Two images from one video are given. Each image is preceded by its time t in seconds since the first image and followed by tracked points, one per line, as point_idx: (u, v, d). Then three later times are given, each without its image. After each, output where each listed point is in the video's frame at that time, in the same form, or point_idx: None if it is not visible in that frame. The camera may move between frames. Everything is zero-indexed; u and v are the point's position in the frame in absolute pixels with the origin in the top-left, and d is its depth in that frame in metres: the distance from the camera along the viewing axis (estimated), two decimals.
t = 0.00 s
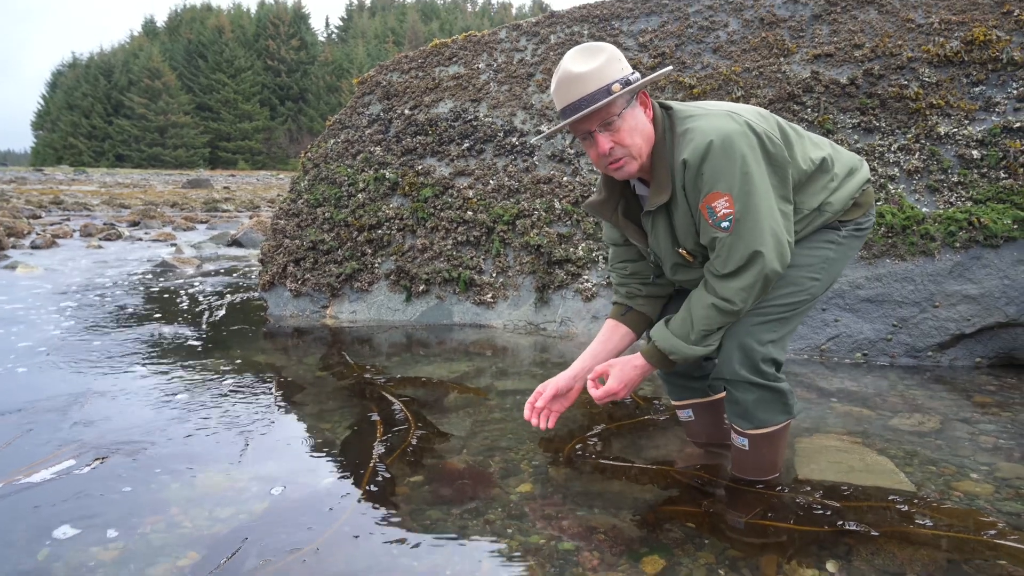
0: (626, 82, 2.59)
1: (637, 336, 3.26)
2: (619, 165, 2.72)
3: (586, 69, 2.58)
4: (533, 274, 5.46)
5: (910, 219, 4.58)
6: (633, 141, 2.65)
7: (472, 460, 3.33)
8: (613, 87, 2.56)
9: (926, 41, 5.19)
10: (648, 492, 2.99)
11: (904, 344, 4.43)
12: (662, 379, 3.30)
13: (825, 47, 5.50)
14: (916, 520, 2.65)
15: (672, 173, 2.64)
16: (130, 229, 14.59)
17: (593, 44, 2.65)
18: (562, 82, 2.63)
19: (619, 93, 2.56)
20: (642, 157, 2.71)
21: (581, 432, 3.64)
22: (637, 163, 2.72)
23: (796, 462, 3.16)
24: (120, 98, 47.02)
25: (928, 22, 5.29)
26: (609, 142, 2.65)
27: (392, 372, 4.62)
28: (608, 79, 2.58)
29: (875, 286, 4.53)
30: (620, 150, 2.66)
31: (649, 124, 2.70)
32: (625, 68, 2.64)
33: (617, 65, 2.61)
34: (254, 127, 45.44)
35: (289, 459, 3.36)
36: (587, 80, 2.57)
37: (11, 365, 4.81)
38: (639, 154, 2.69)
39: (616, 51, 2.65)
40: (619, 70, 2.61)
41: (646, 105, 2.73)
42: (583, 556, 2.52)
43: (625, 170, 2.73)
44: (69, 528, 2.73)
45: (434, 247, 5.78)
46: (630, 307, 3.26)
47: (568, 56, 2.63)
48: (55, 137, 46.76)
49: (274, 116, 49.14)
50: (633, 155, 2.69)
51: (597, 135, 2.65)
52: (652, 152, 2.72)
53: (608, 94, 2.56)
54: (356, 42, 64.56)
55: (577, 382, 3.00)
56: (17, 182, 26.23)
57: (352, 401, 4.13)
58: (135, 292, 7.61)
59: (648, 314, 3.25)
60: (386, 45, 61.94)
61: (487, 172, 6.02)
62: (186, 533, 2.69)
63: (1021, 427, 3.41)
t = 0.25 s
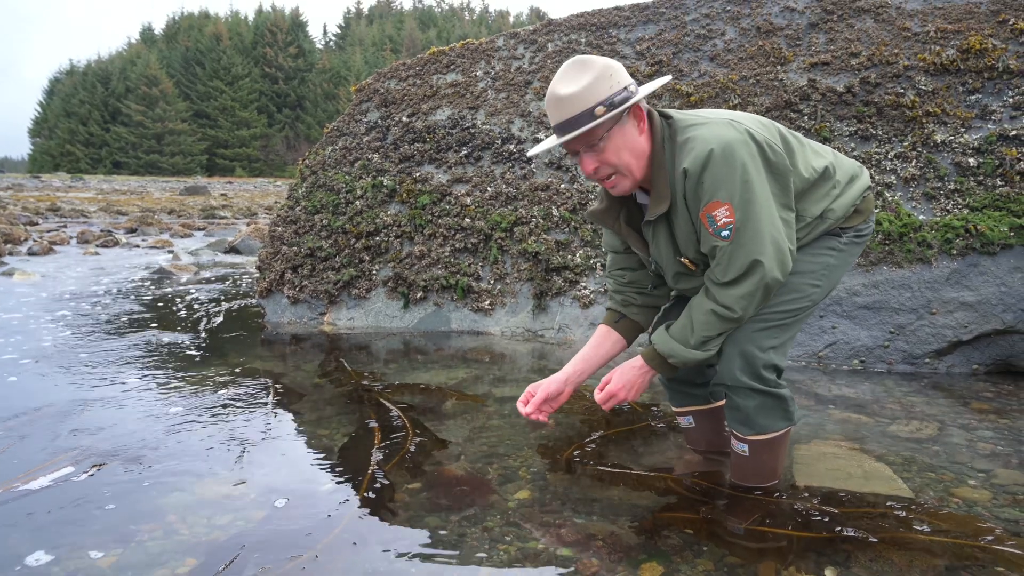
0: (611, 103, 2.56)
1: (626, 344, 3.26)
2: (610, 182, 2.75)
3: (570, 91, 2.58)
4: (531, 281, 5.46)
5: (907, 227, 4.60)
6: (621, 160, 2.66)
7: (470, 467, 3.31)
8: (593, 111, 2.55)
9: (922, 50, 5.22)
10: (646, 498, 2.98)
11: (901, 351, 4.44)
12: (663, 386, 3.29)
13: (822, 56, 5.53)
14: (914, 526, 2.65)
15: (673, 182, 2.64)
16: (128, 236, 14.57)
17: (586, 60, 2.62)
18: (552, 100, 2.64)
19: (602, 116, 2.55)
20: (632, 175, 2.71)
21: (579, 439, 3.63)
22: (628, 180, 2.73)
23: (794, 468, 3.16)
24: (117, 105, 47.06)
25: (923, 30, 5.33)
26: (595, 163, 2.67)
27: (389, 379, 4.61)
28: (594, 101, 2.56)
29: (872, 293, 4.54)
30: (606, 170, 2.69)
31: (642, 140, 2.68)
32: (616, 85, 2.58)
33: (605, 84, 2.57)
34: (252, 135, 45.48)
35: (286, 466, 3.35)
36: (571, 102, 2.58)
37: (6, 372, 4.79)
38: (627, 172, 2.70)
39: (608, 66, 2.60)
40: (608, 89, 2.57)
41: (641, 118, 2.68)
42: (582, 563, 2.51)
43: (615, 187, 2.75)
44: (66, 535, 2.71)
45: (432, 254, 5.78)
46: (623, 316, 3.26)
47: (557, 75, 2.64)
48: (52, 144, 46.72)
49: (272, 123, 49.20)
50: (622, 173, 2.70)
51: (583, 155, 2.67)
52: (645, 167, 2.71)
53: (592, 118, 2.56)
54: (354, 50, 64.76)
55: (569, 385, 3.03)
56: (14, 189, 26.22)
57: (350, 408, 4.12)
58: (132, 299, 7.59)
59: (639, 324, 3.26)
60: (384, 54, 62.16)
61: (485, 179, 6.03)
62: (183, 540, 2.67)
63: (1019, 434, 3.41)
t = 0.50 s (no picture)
0: (587, 130, 2.59)
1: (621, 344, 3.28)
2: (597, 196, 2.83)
3: (549, 117, 2.64)
4: (529, 282, 5.46)
5: (904, 228, 4.60)
6: (602, 181, 2.72)
7: (469, 468, 3.32)
8: (568, 141, 2.61)
9: (919, 52, 5.24)
10: (645, 499, 2.99)
11: (899, 352, 4.45)
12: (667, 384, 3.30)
13: (819, 58, 5.55)
14: (912, 527, 2.65)
15: (666, 187, 2.65)
16: (126, 237, 14.58)
17: (568, 80, 2.63)
18: (537, 121, 2.72)
19: (575, 146, 2.61)
20: (616, 192, 2.77)
21: (578, 440, 3.63)
22: (613, 196, 2.79)
23: (793, 470, 3.16)
24: (116, 107, 47.05)
25: (921, 32, 5.35)
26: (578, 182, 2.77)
27: (388, 381, 4.61)
28: (568, 130, 2.62)
29: (870, 294, 4.54)
30: (590, 188, 2.77)
31: (624, 159, 2.70)
32: (595, 108, 2.59)
33: (582, 109, 2.59)
34: (250, 136, 45.48)
35: (285, 467, 3.35)
36: (550, 128, 2.64)
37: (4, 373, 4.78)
38: (611, 190, 2.76)
39: (587, 89, 2.60)
40: (582, 116, 2.59)
41: (625, 136, 2.68)
42: (580, 564, 2.52)
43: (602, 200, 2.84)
44: (64, 538, 2.71)
45: (431, 255, 5.78)
46: (620, 316, 3.26)
47: (541, 95, 2.69)
48: (50, 145, 46.69)
49: (271, 124, 49.21)
50: (606, 191, 2.77)
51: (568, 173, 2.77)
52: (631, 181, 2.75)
53: (566, 147, 2.63)
54: (353, 51, 64.79)
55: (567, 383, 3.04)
56: (12, 190, 26.19)
57: (348, 410, 4.12)
58: (130, 300, 7.59)
59: (636, 325, 3.26)
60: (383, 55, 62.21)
61: (484, 180, 6.03)
62: (182, 542, 2.67)
63: (1016, 435, 3.42)
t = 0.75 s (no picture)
0: (572, 140, 2.60)
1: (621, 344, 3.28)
2: (587, 204, 2.84)
3: (536, 127, 2.66)
4: (526, 284, 5.46)
5: (900, 229, 4.62)
6: (590, 189, 2.73)
7: (466, 471, 3.31)
8: (554, 151, 2.62)
9: (914, 54, 5.26)
10: (642, 502, 2.99)
11: (895, 353, 4.46)
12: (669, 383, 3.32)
13: (815, 60, 5.57)
14: (908, 527, 2.66)
15: (653, 193, 2.66)
16: (122, 240, 14.55)
17: (554, 91, 2.64)
18: (525, 130, 2.73)
19: (561, 156, 2.62)
20: (603, 200, 2.78)
21: (575, 442, 3.63)
22: (602, 204, 2.80)
23: (790, 471, 3.17)
24: (111, 109, 46.94)
25: (915, 35, 5.37)
26: (567, 191, 2.79)
27: (385, 383, 4.60)
28: (555, 140, 2.63)
29: (866, 296, 4.55)
30: (578, 197, 2.79)
31: (610, 169, 2.69)
32: (580, 119, 2.60)
33: (568, 120, 2.60)
34: (246, 138, 45.41)
35: (282, 471, 3.34)
36: (537, 138, 2.67)
37: None
38: (598, 199, 2.77)
39: (572, 100, 2.60)
40: (569, 127, 2.60)
41: (613, 146, 2.67)
42: (578, 567, 2.51)
43: (592, 208, 2.85)
44: (61, 542, 2.70)
45: (427, 258, 5.78)
46: (620, 314, 3.28)
47: (529, 106, 2.70)
48: (44, 147, 46.52)
49: (267, 127, 49.15)
50: (594, 199, 2.78)
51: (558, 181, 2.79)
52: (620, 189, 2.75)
53: (553, 157, 2.65)
54: (349, 53, 64.78)
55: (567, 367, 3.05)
56: (7, 193, 26.10)
57: (345, 412, 4.11)
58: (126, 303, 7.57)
59: (638, 324, 3.27)
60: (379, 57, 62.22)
61: (480, 183, 6.04)
62: (179, 546, 2.66)
63: (1012, 435, 3.44)
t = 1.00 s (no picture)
0: (567, 148, 2.59)
1: (612, 351, 3.29)
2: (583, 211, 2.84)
3: (531, 136, 2.65)
4: (526, 288, 5.45)
5: (901, 233, 4.61)
6: (585, 196, 2.72)
7: (467, 475, 3.30)
8: (549, 159, 2.61)
9: (915, 58, 5.26)
10: (643, 506, 2.98)
11: (896, 357, 4.45)
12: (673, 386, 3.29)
13: (815, 64, 5.57)
14: (910, 532, 2.65)
15: (646, 201, 2.66)
16: (123, 244, 14.55)
17: (548, 99, 2.63)
18: (519, 139, 2.73)
19: (556, 164, 2.61)
20: (598, 207, 2.77)
21: (576, 446, 3.62)
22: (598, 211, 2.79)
23: (791, 475, 3.15)
24: (113, 113, 47.04)
25: (916, 38, 5.38)
26: (562, 199, 2.78)
27: (385, 387, 4.59)
28: (550, 148, 2.62)
29: (867, 299, 4.54)
30: (573, 205, 2.79)
31: (605, 176, 2.68)
32: (574, 127, 2.59)
33: (561, 128, 2.59)
34: (248, 142, 45.47)
35: (283, 475, 3.33)
36: (532, 146, 2.66)
37: None
38: (594, 205, 2.76)
39: (566, 109, 2.60)
40: (563, 134, 2.59)
41: (607, 152, 2.66)
42: (579, 571, 2.50)
43: (587, 215, 2.85)
44: (62, 546, 2.69)
45: (428, 261, 5.77)
46: (609, 324, 3.25)
47: (524, 115, 2.70)
48: (46, 152, 46.59)
49: (268, 131, 49.22)
50: (590, 206, 2.77)
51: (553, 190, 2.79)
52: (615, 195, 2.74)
53: (548, 165, 2.64)
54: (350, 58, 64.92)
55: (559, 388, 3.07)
56: (8, 197, 26.13)
57: (345, 416, 4.10)
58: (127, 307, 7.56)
59: (625, 333, 3.27)
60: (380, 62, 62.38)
61: (480, 187, 6.03)
62: (180, 550, 2.65)
63: (1014, 440, 3.42)
